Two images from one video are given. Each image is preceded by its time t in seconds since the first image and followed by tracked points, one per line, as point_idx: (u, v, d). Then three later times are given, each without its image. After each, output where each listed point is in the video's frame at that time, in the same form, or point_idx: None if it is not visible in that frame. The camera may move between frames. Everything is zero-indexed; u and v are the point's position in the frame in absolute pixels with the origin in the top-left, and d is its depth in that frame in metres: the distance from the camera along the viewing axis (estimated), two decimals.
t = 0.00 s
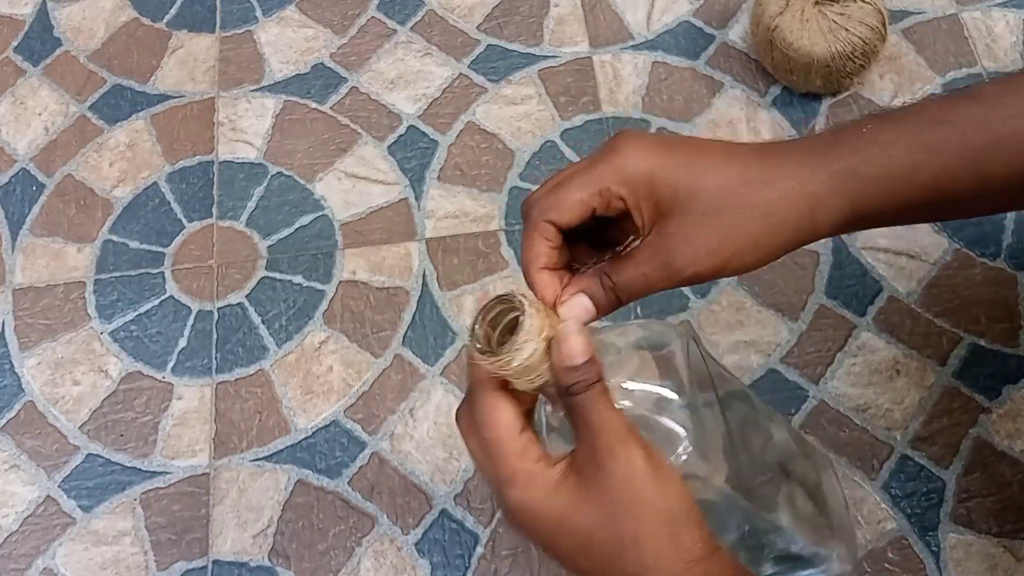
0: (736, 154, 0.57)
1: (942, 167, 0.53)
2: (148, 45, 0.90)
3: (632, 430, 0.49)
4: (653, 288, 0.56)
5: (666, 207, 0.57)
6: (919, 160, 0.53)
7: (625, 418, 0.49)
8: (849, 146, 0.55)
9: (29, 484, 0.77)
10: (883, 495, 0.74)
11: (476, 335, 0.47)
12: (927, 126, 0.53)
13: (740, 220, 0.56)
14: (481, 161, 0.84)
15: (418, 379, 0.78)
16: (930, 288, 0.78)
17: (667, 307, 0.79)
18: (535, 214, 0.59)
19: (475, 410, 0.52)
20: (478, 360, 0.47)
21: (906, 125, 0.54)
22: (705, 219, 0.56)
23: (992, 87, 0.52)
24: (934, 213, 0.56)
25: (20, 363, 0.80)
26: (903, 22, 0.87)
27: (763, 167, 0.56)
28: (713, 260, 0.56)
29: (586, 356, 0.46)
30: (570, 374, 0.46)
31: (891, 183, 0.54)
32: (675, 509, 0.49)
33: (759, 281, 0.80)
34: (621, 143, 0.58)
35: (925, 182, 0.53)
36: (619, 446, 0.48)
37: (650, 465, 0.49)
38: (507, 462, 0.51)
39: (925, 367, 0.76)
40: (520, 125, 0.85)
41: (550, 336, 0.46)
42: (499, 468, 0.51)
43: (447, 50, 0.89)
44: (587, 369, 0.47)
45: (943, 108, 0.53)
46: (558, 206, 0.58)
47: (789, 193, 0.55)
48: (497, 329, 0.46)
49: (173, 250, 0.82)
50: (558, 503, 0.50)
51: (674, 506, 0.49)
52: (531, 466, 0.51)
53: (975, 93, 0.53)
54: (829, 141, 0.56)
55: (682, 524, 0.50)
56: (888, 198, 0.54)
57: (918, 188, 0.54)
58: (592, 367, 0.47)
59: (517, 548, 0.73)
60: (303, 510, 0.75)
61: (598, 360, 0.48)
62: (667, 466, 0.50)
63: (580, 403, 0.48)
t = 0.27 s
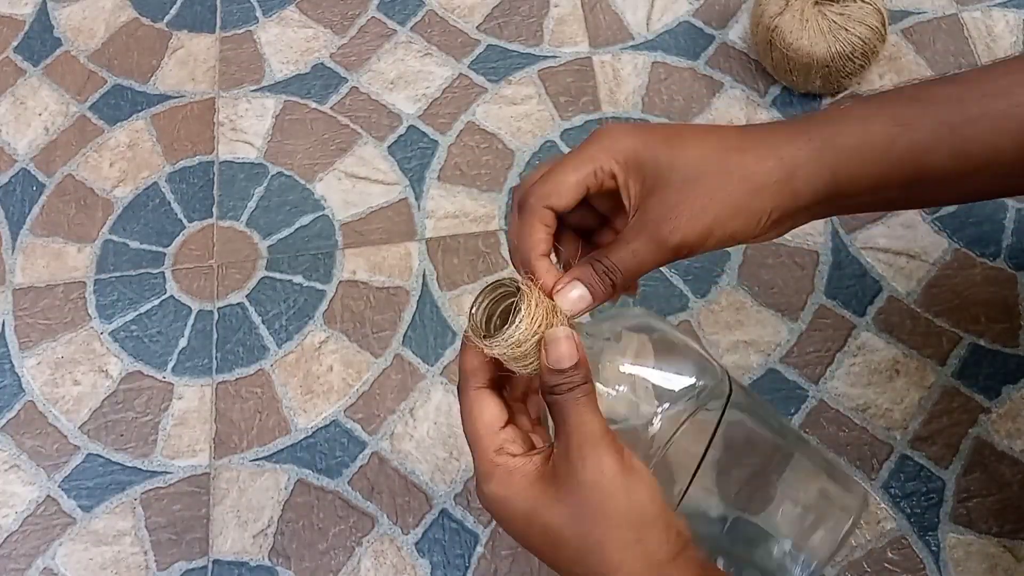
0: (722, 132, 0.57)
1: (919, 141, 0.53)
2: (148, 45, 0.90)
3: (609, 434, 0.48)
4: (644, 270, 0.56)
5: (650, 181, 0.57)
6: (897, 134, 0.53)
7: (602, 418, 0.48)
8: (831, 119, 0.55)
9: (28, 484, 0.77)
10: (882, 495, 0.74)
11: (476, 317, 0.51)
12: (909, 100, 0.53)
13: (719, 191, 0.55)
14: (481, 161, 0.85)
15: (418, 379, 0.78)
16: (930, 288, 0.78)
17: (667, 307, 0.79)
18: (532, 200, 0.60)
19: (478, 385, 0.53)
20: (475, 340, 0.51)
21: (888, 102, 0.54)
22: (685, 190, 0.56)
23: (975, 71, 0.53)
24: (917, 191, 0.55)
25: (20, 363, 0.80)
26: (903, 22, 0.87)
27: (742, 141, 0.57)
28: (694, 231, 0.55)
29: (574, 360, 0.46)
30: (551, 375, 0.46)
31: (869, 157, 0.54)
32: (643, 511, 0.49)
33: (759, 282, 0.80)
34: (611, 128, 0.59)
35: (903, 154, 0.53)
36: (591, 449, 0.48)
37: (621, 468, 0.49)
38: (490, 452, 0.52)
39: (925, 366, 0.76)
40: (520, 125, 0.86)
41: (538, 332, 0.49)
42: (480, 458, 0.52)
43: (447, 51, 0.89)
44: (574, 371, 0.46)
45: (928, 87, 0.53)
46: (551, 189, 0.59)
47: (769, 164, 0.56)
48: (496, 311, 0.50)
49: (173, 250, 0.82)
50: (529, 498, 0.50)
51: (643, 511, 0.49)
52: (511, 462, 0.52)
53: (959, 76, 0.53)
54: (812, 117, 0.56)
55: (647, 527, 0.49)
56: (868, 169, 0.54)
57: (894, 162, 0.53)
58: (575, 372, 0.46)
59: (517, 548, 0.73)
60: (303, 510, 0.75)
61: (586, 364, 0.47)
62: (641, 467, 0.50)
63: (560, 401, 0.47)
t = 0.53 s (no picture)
0: (731, 149, 0.57)
1: (932, 161, 0.53)
2: (148, 45, 0.90)
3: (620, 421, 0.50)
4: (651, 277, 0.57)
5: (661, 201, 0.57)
6: (909, 155, 0.53)
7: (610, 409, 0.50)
8: (842, 140, 0.55)
9: (29, 484, 0.77)
10: (883, 495, 0.74)
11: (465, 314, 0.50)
12: (921, 119, 0.53)
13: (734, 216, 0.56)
14: (481, 161, 0.84)
15: (418, 379, 0.78)
16: (930, 288, 0.78)
17: (667, 307, 0.79)
18: (532, 201, 0.59)
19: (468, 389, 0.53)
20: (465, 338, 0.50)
21: (896, 121, 0.54)
22: (700, 213, 0.56)
23: (981, 81, 0.53)
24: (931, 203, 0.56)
25: (20, 363, 0.80)
26: (903, 22, 0.87)
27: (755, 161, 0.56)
28: (709, 253, 0.56)
29: (569, 352, 0.47)
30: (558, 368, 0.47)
31: (882, 178, 0.54)
32: (660, 497, 0.49)
33: (760, 282, 0.80)
34: (616, 142, 0.57)
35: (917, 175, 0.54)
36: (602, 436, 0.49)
37: (637, 455, 0.49)
38: (501, 438, 0.51)
39: (925, 366, 0.76)
40: (520, 125, 0.86)
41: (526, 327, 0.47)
42: (490, 444, 0.51)
43: (448, 51, 0.89)
44: (575, 360, 0.48)
45: (938, 103, 0.53)
46: (553, 198, 0.58)
47: (782, 188, 0.56)
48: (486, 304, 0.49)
49: (173, 250, 0.82)
50: (545, 486, 0.50)
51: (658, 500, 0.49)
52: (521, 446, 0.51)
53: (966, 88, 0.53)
54: (822, 135, 0.56)
55: (664, 516, 0.49)
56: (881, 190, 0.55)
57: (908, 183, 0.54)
58: (574, 364, 0.48)
59: (517, 548, 0.73)
60: (303, 510, 0.75)
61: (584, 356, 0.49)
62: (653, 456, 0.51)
63: (567, 397, 0.48)
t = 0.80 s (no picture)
0: (720, 129, 0.58)
1: (918, 141, 0.54)
2: (148, 45, 0.90)
3: (607, 384, 0.50)
4: (638, 262, 0.57)
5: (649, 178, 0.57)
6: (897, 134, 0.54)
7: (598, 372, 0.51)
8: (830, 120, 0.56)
9: (29, 484, 0.77)
10: (882, 495, 0.74)
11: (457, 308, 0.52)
12: (908, 101, 0.54)
13: (720, 191, 0.56)
14: (481, 161, 0.84)
15: (418, 379, 0.78)
16: (930, 288, 0.78)
17: (667, 307, 0.79)
18: (524, 188, 0.61)
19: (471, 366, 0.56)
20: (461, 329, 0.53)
21: (883, 103, 0.55)
22: (687, 188, 0.56)
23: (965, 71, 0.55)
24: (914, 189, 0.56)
25: (20, 363, 0.80)
26: (903, 22, 0.87)
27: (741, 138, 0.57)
28: (693, 229, 0.56)
29: (562, 322, 0.49)
30: (546, 338, 0.50)
31: (869, 157, 0.55)
32: (652, 453, 0.50)
33: (760, 281, 0.80)
34: (608, 121, 0.59)
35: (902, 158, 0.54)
36: (587, 396, 0.49)
37: (623, 412, 0.50)
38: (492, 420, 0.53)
39: (925, 367, 0.76)
40: (520, 125, 0.86)
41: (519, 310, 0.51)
42: (482, 425, 0.53)
43: (448, 51, 0.89)
44: (565, 332, 0.50)
45: (922, 88, 0.54)
46: (544, 181, 0.60)
47: (769, 163, 0.56)
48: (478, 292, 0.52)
49: (173, 250, 0.82)
50: (536, 456, 0.50)
51: (649, 455, 0.50)
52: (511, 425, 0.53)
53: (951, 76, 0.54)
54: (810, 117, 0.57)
55: (658, 470, 0.49)
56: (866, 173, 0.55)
57: (894, 164, 0.55)
58: (567, 333, 0.50)
59: (517, 548, 0.73)
60: (303, 510, 0.75)
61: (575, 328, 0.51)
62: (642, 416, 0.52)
63: (556, 363, 0.50)
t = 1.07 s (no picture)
0: (723, 139, 0.57)
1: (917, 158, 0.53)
2: (148, 45, 0.90)
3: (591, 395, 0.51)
4: (635, 246, 0.59)
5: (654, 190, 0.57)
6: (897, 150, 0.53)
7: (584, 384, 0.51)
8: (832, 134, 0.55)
9: (29, 484, 0.77)
10: (882, 495, 0.74)
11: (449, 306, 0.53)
12: (908, 112, 0.53)
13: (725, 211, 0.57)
14: (481, 161, 0.84)
15: (418, 379, 0.78)
16: (930, 288, 0.78)
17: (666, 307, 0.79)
18: (525, 190, 0.58)
19: (458, 373, 0.54)
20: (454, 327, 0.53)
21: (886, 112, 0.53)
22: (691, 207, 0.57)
23: (968, 70, 0.52)
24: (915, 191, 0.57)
25: (20, 363, 0.80)
26: (903, 21, 0.87)
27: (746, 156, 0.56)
28: (695, 238, 0.59)
29: (535, 339, 0.49)
30: (524, 355, 0.49)
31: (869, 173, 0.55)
32: (643, 461, 0.51)
33: (760, 281, 0.80)
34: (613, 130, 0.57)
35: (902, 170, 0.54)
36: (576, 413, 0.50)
37: (610, 419, 0.51)
38: (485, 428, 0.53)
39: (925, 366, 0.76)
40: (520, 125, 0.86)
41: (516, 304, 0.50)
42: (476, 434, 0.53)
43: (448, 51, 0.89)
44: (542, 346, 0.49)
45: (924, 97, 0.52)
46: (547, 186, 0.57)
47: (770, 183, 0.56)
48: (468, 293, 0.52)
49: (173, 250, 0.82)
50: (530, 466, 0.52)
51: (642, 465, 0.51)
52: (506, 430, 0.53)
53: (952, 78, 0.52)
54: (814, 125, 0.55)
55: (651, 478, 0.51)
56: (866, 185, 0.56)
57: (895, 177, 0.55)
58: (545, 346, 0.50)
59: (517, 548, 0.73)
60: (303, 510, 0.75)
61: (552, 339, 0.50)
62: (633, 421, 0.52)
63: (535, 378, 0.50)
